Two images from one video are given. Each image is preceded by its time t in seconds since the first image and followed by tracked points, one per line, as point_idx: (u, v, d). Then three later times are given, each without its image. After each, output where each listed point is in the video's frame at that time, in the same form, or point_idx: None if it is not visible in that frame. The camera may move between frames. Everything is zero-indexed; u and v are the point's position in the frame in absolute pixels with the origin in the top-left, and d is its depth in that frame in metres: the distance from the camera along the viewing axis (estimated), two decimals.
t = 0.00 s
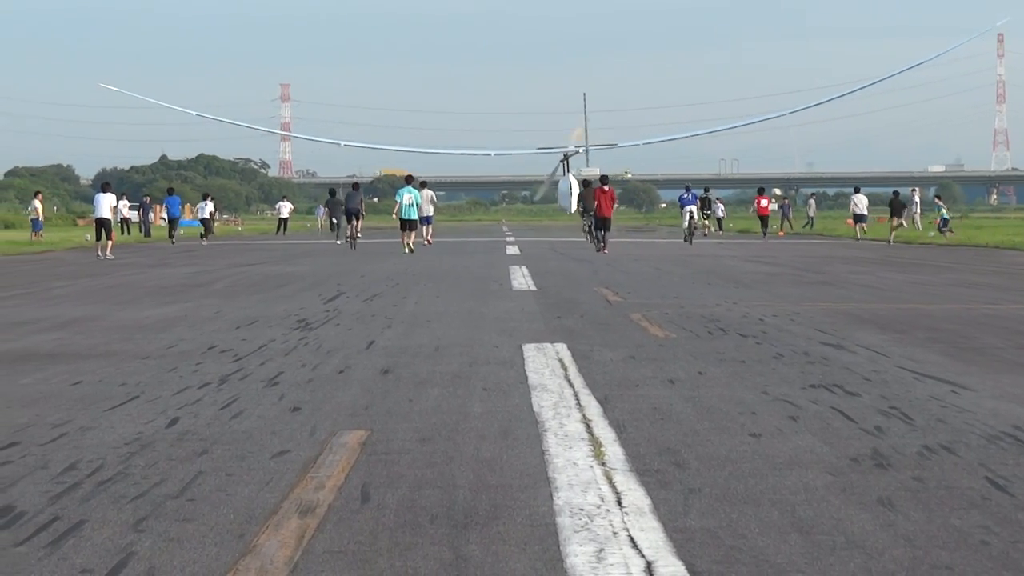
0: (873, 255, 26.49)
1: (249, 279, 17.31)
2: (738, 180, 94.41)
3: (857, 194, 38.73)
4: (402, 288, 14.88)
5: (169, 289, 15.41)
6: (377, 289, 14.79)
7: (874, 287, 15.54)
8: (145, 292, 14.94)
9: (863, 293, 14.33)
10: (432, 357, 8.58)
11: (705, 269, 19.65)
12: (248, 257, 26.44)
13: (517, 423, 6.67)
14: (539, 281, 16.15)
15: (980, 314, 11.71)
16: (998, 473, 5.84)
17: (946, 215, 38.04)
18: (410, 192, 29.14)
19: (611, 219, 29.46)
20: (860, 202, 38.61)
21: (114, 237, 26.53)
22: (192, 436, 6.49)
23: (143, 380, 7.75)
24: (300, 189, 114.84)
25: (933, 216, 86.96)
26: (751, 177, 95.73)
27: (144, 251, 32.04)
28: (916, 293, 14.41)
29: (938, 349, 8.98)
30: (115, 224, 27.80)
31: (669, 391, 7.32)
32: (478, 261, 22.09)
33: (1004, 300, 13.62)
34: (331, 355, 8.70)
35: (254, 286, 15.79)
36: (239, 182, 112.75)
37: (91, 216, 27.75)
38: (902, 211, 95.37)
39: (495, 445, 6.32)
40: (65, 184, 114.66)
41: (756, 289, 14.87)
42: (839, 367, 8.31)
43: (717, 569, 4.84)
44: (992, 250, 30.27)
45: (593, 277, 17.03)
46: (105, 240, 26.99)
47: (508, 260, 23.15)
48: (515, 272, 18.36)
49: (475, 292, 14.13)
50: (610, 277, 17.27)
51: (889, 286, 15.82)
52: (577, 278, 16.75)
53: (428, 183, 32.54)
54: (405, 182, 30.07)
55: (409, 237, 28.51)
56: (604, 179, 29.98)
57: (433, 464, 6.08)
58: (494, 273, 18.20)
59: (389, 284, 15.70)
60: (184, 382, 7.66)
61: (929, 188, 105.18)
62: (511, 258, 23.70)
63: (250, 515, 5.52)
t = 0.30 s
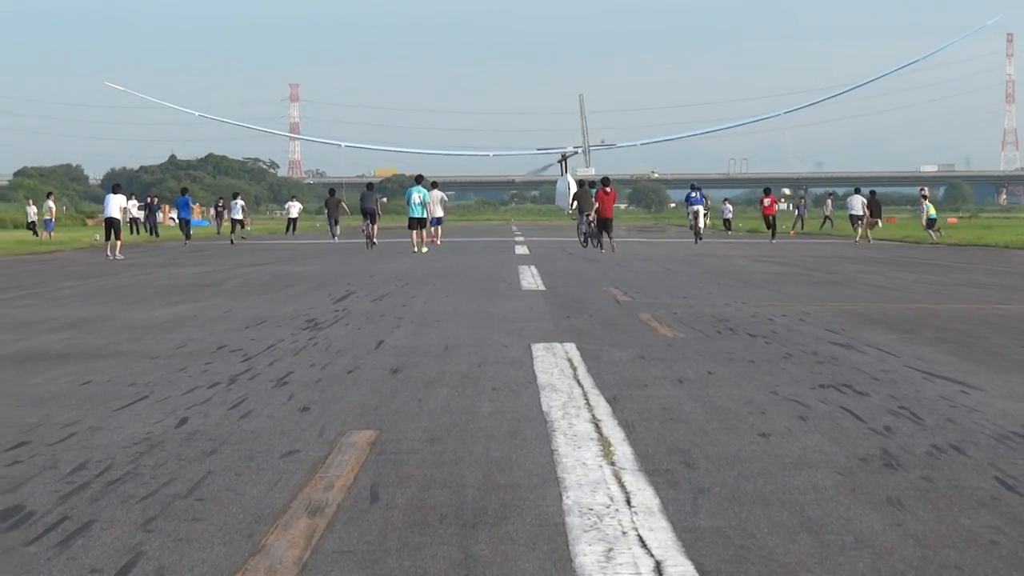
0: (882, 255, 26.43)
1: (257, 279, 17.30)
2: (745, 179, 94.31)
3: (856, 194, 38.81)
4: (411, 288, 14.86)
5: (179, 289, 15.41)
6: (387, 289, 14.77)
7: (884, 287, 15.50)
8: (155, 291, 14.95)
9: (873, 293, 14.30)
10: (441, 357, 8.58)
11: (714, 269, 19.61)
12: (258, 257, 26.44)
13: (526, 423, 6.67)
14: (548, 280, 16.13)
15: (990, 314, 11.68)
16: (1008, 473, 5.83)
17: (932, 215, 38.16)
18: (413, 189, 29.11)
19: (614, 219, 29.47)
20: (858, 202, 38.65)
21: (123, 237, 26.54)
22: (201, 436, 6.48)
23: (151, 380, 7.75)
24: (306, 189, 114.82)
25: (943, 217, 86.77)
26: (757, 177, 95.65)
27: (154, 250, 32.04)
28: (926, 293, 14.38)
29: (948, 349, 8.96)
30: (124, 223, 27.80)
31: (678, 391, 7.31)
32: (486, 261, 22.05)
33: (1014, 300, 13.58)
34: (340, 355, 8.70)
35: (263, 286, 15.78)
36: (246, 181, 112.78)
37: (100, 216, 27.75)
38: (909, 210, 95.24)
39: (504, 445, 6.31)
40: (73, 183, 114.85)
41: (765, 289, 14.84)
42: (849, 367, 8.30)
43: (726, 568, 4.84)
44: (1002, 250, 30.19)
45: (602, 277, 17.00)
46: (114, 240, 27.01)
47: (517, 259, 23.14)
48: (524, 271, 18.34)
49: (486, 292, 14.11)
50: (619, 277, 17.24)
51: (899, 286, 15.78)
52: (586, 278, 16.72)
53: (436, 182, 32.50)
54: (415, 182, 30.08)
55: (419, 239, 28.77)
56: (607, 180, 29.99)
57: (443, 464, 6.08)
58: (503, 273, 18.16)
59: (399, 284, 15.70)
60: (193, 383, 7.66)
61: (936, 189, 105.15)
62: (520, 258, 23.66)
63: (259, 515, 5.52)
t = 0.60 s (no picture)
0: (891, 255, 26.41)
1: (266, 279, 17.30)
2: (752, 179, 94.26)
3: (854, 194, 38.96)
4: (420, 288, 14.85)
5: (188, 289, 15.42)
6: (395, 289, 14.76)
7: (892, 287, 15.50)
8: (164, 292, 14.96)
9: (882, 294, 14.30)
10: (450, 357, 8.58)
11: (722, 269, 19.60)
12: (267, 257, 26.46)
13: (535, 423, 6.67)
14: (556, 281, 16.12)
15: (999, 314, 11.67)
16: (1018, 473, 5.83)
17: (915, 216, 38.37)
18: (430, 187, 29.24)
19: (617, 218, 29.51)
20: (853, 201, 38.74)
21: (132, 238, 26.57)
22: (210, 436, 6.49)
23: (161, 380, 7.75)
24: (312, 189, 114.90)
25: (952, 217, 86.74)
26: (763, 177, 95.65)
27: (163, 251, 32.06)
28: (935, 294, 14.37)
29: (957, 349, 8.96)
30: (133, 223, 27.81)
31: (687, 391, 7.32)
32: (495, 261, 22.06)
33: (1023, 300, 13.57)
34: (349, 355, 8.70)
35: (272, 286, 15.80)
36: (252, 181, 112.87)
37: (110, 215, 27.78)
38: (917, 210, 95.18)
39: (512, 445, 6.31)
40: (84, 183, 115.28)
41: (774, 290, 14.84)
42: (858, 367, 8.31)
43: (735, 569, 4.84)
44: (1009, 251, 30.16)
45: (611, 277, 16.99)
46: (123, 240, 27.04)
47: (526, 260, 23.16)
48: (534, 272, 18.34)
49: (496, 292, 14.12)
50: (627, 277, 17.24)
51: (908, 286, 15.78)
52: (595, 278, 16.72)
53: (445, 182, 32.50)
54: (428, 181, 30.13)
55: (432, 237, 28.77)
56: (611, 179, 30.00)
57: (452, 464, 6.08)
58: (512, 273, 18.16)
59: (407, 284, 15.71)
60: (202, 383, 7.67)
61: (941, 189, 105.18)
62: (528, 258, 23.67)
63: (268, 515, 5.52)
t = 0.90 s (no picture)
0: (900, 255, 26.36)
1: (277, 279, 17.27)
2: (760, 179, 94.03)
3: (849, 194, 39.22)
4: (430, 288, 14.83)
5: (198, 289, 15.42)
6: (406, 289, 14.75)
7: (902, 287, 15.49)
8: (175, 292, 14.96)
9: (892, 294, 14.28)
10: (461, 357, 8.58)
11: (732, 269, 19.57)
12: (278, 257, 26.45)
13: (546, 423, 6.67)
14: (567, 281, 16.09)
15: (1010, 315, 11.65)
16: None
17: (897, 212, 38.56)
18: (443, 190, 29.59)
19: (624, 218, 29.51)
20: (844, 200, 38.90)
21: (141, 238, 26.58)
22: (221, 436, 6.49)
23: (171, 380, 7.75)
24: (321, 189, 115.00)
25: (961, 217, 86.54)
26: (770, 176, 95.50)
27: (171, 251, 32.05)
28: (946, 294, 14.35)
29: (967, 349, 8.96)
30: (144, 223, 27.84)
31: (698, 391, 7.31)
32: (504, 262, 22.06)
33: None
34: (360, 355, 8.70)
35: (283, 286, 15.79)
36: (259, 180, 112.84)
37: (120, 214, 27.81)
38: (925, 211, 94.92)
39: (523, 445, 6.31)
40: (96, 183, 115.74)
41: (784, 290, 14.82)
42: (868, 367, 8.31)
43: (745, 569, 4.84)
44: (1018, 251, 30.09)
45: (621, 277, 16.98)
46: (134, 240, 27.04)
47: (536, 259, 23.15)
48: (544, 272, 18.32)
49: (509, 292, 14.11)
50: (636, 277, 17.23)
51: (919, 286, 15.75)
52: (604, 278, 16.70)
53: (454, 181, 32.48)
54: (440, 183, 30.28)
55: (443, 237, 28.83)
56: (619, 179, 29.97)
57: (462, 464, 6.08)
58: (522, 273, 18.13)
59: (417, 284, 15.70)
60: (212, 383, 7.66)
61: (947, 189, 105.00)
62: (538, 258, 23.65)
63: (279, 515, 5.52)
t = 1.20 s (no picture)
0: (914, 255, 26.26)
1: (289, 279, 17.22)
2: (771, 179, 93.80)
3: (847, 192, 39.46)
4: (443, 288, 14.78)
5: (211, 289, 15.38)
6: (419, 288, 14.71)
7: (916, 287, 15.44)
8: (187, 291, 14.93)
9: (906, 293, 14.24)
10: (473, 357, 8.56)
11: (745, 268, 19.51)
12: (292, 256, 26.37)
13: (559, 422, 6.67)
14: (580, 280, 16.05)
15: None
16: None
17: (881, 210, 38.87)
18: (457, 186, 29.80)
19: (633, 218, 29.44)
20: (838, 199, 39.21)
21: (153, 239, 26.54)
22: (233, 436, 6.48)
23: (183, 380, 7.75)
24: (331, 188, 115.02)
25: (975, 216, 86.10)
26: (778, 176, 95.21)
27: (184, 249, 31.99)
28: (960, 293, 14.30)
29: (981, 349, 8.93)
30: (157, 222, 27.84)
31: (711, 391, 7.30)
32: (516, 261, 21.99)
33: None
34: (372, 354, 8.69)
35: (295, 286, 15.75)
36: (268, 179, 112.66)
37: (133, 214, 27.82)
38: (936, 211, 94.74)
39: (536, 445, 6.30)
40: (110, 182, 116.05)
41: (797, 289, 14.78)
42: (881, 367, 8.29)
43: (758, 568, 4.84)
44: None
45: (633, 276, 16.93)
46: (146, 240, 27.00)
47: (549, 259, 23.10)
48: (557, 271, 18.27)
49: (523, 292, 14.04)
50: (649, 276, 17.18)
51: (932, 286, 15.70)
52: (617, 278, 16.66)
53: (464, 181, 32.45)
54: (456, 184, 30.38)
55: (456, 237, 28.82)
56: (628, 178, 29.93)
57: (475, 463, 6.08)
58: (535, 272, 18.09)
59: (430, 284, 15.66)
60: (224, 382, 7.65)
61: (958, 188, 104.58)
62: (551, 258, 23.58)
63: (291, 515, 5.52)
